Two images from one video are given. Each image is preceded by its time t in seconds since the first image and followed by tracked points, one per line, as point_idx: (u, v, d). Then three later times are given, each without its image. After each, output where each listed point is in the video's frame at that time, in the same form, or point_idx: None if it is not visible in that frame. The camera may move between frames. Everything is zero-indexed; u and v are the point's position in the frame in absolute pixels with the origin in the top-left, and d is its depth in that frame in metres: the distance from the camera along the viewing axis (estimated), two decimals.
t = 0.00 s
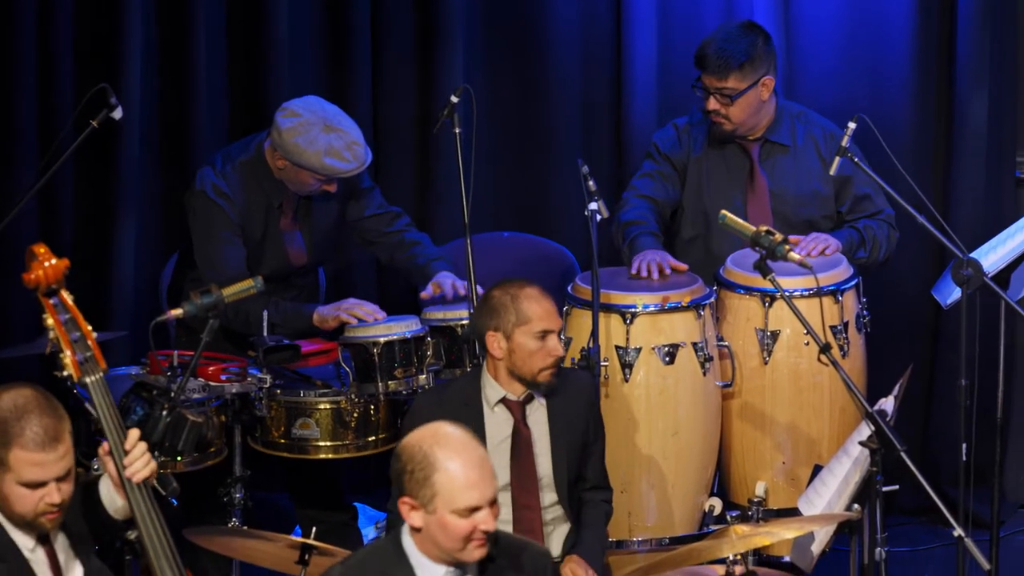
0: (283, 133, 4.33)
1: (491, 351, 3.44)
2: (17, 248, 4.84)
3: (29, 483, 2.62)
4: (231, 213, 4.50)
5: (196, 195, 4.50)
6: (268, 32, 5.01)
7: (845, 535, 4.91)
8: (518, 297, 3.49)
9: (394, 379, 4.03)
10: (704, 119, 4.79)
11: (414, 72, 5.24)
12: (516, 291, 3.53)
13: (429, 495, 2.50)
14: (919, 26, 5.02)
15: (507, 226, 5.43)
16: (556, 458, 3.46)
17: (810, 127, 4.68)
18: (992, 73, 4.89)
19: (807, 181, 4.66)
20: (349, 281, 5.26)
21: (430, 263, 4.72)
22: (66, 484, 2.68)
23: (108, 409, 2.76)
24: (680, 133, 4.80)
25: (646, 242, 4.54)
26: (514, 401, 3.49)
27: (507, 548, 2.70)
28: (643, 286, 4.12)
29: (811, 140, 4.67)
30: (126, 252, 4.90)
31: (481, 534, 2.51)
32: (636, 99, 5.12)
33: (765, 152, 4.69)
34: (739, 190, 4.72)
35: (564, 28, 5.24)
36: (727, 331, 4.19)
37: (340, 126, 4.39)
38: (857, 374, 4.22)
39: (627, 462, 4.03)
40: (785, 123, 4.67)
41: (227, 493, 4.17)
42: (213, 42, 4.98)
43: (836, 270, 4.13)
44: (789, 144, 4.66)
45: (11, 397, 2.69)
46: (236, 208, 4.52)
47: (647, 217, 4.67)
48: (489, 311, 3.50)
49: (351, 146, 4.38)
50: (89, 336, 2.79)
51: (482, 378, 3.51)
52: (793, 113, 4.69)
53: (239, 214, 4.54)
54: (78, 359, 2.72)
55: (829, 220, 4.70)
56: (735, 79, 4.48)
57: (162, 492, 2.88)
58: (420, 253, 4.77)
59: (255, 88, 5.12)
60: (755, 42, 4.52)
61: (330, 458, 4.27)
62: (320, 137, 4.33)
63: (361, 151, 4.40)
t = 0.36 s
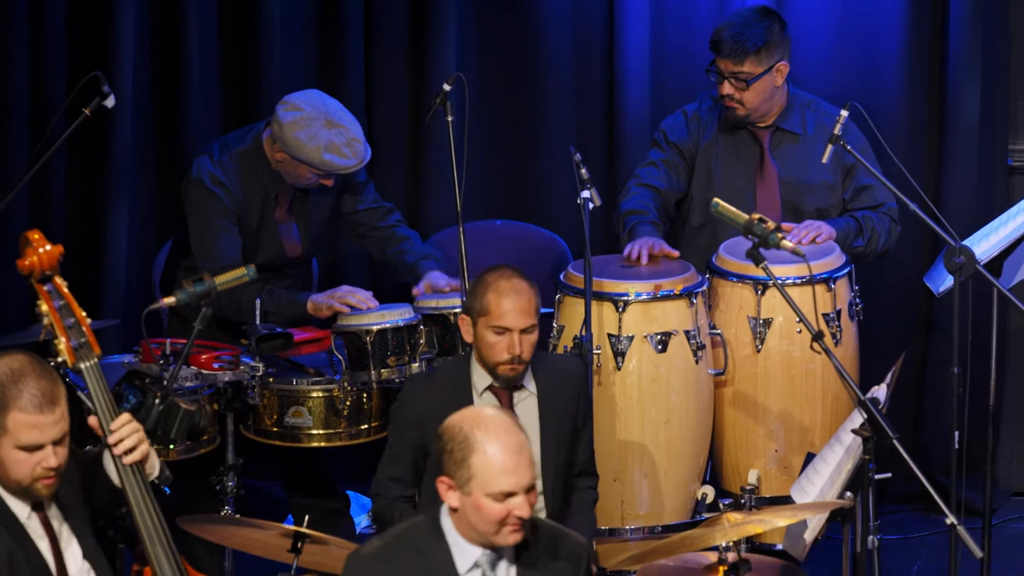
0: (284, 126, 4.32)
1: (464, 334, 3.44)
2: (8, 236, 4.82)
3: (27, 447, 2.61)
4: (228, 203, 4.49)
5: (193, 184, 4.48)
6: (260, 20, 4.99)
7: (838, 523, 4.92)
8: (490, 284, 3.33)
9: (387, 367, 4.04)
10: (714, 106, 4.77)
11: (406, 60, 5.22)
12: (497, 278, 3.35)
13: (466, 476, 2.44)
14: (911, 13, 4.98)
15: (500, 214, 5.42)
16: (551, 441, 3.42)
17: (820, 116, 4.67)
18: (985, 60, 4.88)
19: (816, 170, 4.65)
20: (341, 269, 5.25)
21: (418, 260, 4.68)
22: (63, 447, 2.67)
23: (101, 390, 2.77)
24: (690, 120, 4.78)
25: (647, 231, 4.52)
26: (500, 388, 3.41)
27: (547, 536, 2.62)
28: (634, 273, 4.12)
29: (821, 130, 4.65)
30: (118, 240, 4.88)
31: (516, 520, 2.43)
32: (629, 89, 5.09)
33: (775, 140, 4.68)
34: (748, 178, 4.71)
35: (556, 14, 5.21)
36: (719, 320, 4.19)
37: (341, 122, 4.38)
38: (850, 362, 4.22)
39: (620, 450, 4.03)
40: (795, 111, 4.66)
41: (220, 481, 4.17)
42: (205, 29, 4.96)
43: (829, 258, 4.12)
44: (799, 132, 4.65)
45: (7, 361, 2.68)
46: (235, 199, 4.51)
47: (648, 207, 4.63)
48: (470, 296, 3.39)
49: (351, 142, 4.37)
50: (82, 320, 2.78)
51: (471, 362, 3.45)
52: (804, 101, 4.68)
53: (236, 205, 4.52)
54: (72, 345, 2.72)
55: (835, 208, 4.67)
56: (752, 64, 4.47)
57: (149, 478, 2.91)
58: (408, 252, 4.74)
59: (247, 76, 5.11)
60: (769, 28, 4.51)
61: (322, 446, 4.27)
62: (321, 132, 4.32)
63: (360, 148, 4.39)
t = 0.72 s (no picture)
0: (279, 118, 4.31)
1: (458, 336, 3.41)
2: None
3: (26, 412, 2.72)
4: (227, 190, 4.50)
5: (191, 174, 4.49)
6: (252, 11, 4.98)
7: (829, 515, 4.92)
8: (488, 292, 3.29)
9: (378, 359, 4.03)
10: (703, 97, 4.72)
11: (398, 51, 5.21)
12: (495, 285, 3.31)
13: (496, 459, 2.41)
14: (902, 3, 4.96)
15: (492, 206, 5.41)
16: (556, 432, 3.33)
17: (811, 105, 4.66)
18: (976, 52, 4.87)
19: (807, 162, 4.64)
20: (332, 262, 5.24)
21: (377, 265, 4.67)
22: (60, 415, 2.79)
23: (100, 374, 2.86)
24: (680, 112, 4.73)
25: (701, 214, 4.49)
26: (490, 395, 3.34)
27: (567, 530, 2.52)
28: (625, 265, 4.11)
29: (812, 120, 4.64)
30: (109, 232, 4.87)
31: (539, 509, 2.40)
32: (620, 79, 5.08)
33: (767, 132, 4.66)
34: (737, 164, 4.68)
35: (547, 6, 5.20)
36: (711, 312, 4.18)
37: (335, 111, 4.38)
38: (841, 354, 4.23)
39: (611, 442, 4.04)
40: (787, 102, 4.66)
41: (210, 473, 4.16)
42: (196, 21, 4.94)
43: (820, 250, 4.13)
44: (790, 123, 4.64)
45: (5, 330, 2.80)
46: (232, 185, 4.52)
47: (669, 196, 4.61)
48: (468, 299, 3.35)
49: (346, 131, 4.36)
50: (85, 307, 2.91)
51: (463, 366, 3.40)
52: (796, 91, 4.68)
53: (235, 193, 4.53)
54: (73, 333, 2.84)
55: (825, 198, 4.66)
56: (746, 54, 4.47)
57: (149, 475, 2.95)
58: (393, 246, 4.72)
59: (239, 68, 5.09)
60: (763, 18, 4.52)
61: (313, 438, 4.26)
62: (317, 121, 4.31)
63: (356, 136, 4.39)
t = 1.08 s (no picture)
0: (277, 112, 4.30)
1: (483, 362, 3.22)
2: None
3: (42, 384, 2.74)
4: (216, 187, 4.48)
5: (181, 171, 4.48)
6: (241, 7, 4.97)
7: (818, 512, 4.92)
8: (520, 309, 3.20)
9: (366, 356, 4.02)
10: (671, 95, 4.74)
11: (388, 47, 5.20)
12: (516, 302, 3.24)
13: (489, 451, 2.39)
14: None
15: (482, 203, 5.40)
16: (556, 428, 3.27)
17: (782, 99, 4.65)
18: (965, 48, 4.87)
19: (783, 154, 4.62)
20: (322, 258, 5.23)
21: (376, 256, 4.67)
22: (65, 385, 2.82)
23: (91, 367, 2.84)
24: (651, 114, 4.73)
25: (687, 207, 4.48)
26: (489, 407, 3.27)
27: (561, 526, 2.52)
28: (615, 261, 4.10)
29: (785, 113, 4.64)
30: (98, 228, 4.85)
31: (532, 502, 2.38)
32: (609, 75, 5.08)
33: (742, 126, 4.64)
34: (715, 158, 4.67)
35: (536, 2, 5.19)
36: (699, 309, 4.18)
37: (331, 97, 4.37)
38: (830, 350, 4.23)
39: (600, 438, 4.03)
40: (758, 96, 4.64)
41: (199, 470, 4.15)
42: (185, 17, 4.92)
43: (808, 247, 4.12)
44: (763, 117, 4.63)
45: None
46: (223, 182, 4.50)
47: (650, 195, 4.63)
48: (485, 320, 3.22)
49: (345, 115, 4.35)
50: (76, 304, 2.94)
51: (459, 380, 3.31)
52: (766, 85, 4.66)
53: (225, 189, 4.51)
54: (62, 324, 2.87)
55: (804, 189, 4.66)
56: (719, 48, 4.47)
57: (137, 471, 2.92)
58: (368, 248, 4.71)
59: (228, 65, 5.08)
60: (732, 12, 4.53)
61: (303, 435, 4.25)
62: (317, 109, 4.30)
63: (355, 119, 4.38)
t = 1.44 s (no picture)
0: (266, 112, 4.29)
1: (474, 366, 3.22)
2: None
3: (41, 371, 2.78)
4: (205, 191, 4.47)
5: (170, 175, 4.46)
6: (229, 6, 4.96)
7: (805, 511, 4.92)
8: (510, 311, 3.23)
9: (354, 356, 4.01)
10: (648, 95, 4.72)
11: (375, 48, 5.18)
12: (504, 304, 3.26)
13: (476, 452, 2.39)
14: None
15: (469, 202, 5.40)
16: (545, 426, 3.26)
17: (762, 96, 4.67)
18: (952, 48, 4.87)
19: (766, 150, 4.64)
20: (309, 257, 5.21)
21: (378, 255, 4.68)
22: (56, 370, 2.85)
23: (74, 365, 2.88)
24: (628, 117, 4.71)
25: (666, 214, 4.48)
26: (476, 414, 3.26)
27: (549, 525, 2.51)
28: (602, 261, 4.10)
29: (765, 109, 4.65)
30: (86, 229, 4.84)
31: (519, 503, 2.37)
32: (596, 76, 5.08)
33: (725, 123, 4.65)
34: (701, 157, 4.67)
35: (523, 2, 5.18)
36: (687, 308, 4.19)
37: (320, 98, 4.36)
38: (817, 350, 4.23)
39: (587, 437, 4.03)
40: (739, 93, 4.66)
41: (187, 470, 4.14)
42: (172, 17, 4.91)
43: (795, 246, 4.13)
44: (746, 113, 4.64)
45: None
46: (211, 186, 4.49)
47: (629, 201, 4.61)
48: (473, 322, 3.23)
49: (333, 117, 4.34)
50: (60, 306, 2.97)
51: (446, 383, 3.30)
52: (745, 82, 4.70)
53: (213, 193, 4.50)
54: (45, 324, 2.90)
55: (788, 186, 4.66)
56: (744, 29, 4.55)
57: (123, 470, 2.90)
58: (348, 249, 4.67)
59: (215, 64, 5.07)
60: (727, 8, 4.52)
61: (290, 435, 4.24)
62: (305, 110, 4.29)
63: (342, 121, 4.37)
